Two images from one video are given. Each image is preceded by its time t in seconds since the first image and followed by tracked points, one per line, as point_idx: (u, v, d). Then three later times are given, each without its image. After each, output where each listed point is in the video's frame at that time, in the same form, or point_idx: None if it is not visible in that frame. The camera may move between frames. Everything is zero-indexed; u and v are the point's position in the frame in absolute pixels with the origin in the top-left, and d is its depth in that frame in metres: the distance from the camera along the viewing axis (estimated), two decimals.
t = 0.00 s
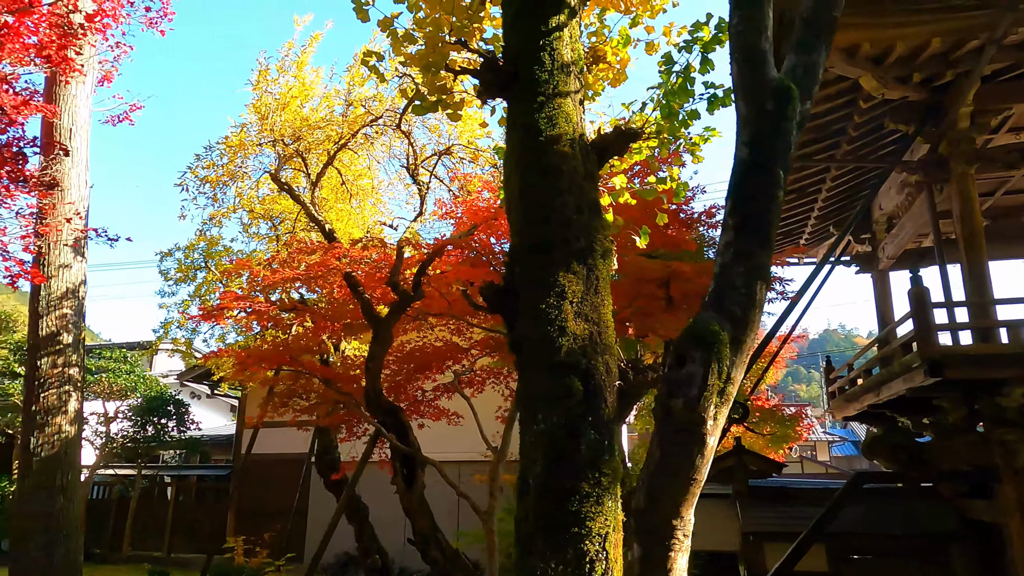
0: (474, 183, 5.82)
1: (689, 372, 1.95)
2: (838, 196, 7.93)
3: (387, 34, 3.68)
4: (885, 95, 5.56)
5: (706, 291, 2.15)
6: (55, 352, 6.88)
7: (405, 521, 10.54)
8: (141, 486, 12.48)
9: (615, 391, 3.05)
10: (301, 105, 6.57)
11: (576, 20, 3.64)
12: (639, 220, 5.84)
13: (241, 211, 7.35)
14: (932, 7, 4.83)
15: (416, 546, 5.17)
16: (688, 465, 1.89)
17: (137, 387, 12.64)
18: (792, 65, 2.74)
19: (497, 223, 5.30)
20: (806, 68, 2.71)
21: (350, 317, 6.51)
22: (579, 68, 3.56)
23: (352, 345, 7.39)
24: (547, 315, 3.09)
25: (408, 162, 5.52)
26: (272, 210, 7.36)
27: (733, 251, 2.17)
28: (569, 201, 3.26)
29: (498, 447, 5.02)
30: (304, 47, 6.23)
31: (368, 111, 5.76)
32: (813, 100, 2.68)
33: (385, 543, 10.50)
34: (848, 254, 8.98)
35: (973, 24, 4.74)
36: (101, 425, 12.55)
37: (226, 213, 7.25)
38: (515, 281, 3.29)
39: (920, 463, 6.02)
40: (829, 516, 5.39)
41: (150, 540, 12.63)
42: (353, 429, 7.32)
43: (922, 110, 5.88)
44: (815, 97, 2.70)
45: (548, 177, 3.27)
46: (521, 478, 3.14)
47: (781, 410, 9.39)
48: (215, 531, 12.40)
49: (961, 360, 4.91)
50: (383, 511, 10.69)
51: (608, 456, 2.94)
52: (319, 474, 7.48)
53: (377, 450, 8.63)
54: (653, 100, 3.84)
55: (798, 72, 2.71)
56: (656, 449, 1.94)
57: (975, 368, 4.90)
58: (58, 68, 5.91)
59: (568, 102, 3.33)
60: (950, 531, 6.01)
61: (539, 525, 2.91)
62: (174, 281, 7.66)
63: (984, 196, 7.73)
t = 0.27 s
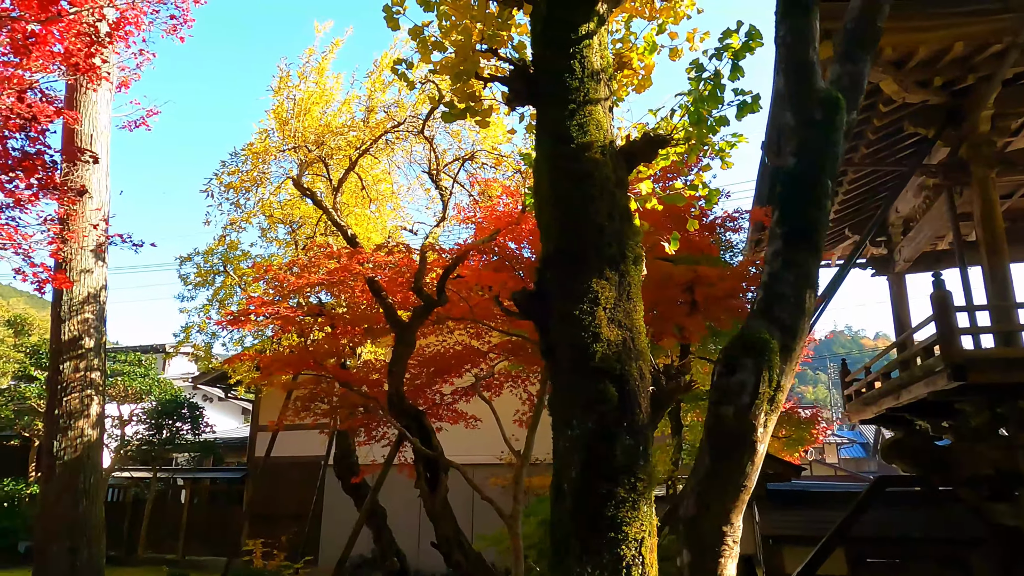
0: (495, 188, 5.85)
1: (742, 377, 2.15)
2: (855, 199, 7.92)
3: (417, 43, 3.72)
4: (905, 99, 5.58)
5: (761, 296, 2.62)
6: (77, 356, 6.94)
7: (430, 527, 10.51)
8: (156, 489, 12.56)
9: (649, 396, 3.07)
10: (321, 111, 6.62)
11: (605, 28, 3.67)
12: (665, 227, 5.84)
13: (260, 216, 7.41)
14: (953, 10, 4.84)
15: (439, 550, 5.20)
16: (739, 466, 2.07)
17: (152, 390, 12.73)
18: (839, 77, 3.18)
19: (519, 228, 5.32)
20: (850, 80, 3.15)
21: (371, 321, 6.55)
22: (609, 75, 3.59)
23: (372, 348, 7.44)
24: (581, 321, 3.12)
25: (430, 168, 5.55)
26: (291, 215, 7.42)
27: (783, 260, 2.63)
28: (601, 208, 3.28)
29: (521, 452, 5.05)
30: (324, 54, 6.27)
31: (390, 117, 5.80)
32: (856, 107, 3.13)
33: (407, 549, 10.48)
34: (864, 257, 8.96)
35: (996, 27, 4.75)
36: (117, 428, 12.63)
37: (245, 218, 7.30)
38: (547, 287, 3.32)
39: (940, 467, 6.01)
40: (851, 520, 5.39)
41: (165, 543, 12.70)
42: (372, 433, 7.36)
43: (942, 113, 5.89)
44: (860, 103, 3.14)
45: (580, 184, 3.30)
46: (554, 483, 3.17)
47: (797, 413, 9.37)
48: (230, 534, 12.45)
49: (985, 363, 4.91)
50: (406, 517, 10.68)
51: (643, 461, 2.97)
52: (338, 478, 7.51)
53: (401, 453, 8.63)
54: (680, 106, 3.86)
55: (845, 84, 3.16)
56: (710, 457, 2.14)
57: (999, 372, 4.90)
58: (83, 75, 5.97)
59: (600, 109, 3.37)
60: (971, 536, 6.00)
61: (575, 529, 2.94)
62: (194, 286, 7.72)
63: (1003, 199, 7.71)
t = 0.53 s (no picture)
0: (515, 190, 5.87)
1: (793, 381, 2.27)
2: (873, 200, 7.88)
3: (445, 46, 3.74)
4: (926, 99, 5.56)
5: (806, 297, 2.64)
6: (99, 359, 6.99)
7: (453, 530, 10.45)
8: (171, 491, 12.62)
9: (681, 397, 3.07)
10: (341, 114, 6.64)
11: (632, 29, 3.67)
12: (687, 229, 5.80)
13: (279, 218, 7.44)
14: (976, 10, 4.83)
15: (462, 551, 5.21)
16: (785, 467, 2.22)
17: (167, 393, 12.81)
18: (885, 77, 3.20)
19: (540, 230, 5.33)
20: (896, 80, 3.18)
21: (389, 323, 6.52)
22: (637, 77, 3.59)
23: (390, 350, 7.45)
24: (614, 323, 3.12)
25: (451, 170, 5.56)
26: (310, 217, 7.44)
27: (829, 261, 2.67)
28: (631, 210, 3.29)
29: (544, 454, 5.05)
30: (344, 57, 6.30)
31: (410, 119, 5.83)
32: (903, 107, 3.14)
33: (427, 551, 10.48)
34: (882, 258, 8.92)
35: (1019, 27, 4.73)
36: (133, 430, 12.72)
37: (264, 221, 7.34)
38: (577, 289, 3.33)
39: (962, 469, 5.98)
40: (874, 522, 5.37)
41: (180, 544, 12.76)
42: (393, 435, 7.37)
43: (964, 113, 5.86)
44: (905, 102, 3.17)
45: (609, 186, 3.31)
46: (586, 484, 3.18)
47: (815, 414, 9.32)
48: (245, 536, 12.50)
49: (1010, 365, 4.88)
50: (427, 520, 10.65)
51: (677, 463, 2.97)
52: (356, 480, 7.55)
53: (421, 456, 8.57)
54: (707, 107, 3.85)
55: (890, 84, 3.18)
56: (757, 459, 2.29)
57: None
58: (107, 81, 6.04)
59: (629, 112, 3.37)
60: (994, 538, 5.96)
61: (608, 530, 2.95)
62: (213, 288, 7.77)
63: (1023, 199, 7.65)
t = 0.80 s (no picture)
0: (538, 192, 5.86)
1: (850, 381, 2.49)
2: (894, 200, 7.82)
3: (476, 48, 3.75)
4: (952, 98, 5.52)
5: (863, 297, 2.83)
6: (123, 362, 7.04)
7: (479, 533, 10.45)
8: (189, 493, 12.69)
9: (719, 399, 3.05)
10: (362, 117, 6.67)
11: (663, 30, 3.66)
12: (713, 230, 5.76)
13: (300, 221, 7.47)
14: (1005, 8, 4.79)
15: (488, 553, 5.21)
16: (842, 467, 2.46)
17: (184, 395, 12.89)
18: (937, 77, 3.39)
19: (564, 232, 5.32)
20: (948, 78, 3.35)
21: (410, 325, 6.46)
22: (670, 77, 3.58)
23: (413, 353, 7.46)
24: (651, 324, 3.11)
25: (475, 172, 5.57)
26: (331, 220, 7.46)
27: (885, 261, 2.87)
28: (666, 210, 3.28)
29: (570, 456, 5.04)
30: (366, 60, 6.32)
31: (433, 122, 5.84)
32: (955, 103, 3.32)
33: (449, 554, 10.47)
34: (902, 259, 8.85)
35: None
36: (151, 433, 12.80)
37: (285, 224, 7.37)
38: (612, 291, 3.32)
39: (989, 471, 5.92)
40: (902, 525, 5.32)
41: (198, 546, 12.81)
42: (415, 437, 7.39)
43: (990, 111, 5.81)
44: (959, 100, 3.38)
45: (644, 187, 3.30)
46: (623, 486, 3.17)
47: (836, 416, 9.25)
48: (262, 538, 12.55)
49: None
50: (445, 522, 10.65)
51: (715, 464, 2.96)
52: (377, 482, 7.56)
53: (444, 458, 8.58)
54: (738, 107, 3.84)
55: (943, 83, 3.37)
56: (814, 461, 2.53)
57: None
58: (133, 85, 6.10)
59: (663, 112, 3.37)
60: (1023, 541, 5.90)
61: (647, 532, 2.93)
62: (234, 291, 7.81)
63: None
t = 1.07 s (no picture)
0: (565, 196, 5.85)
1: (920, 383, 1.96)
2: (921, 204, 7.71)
3: (511, 53, 3.74)
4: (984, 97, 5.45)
5: (925, 298, 2.27)
6: (149, 367, 7.09)
7: (507, 537, 10.46)
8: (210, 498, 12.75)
9: (765, 404, 3.02)
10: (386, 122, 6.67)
11: (700, 31, 3.64)
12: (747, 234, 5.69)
13: (323, 227, 7.49)
14: None
15: (518, 559, 5.19)
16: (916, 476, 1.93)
17: (205, 400, 12.97)
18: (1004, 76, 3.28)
19: (593, 236, 5.30)
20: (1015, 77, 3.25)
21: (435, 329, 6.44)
22: (708, 80, 3.56)
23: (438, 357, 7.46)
24: (694, 328, 3.08)
25: (502, 176, 5.55)
26: (354, 225, 7.47)
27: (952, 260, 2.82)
28: (707, 213, 3.25)
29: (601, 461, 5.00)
30: (390, 65, 6.32)
31: (460, 126, 5.83)
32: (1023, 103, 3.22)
33: (473, 558, 10.46)
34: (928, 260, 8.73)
35: None
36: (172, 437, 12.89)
37: (309, 229, 7.39)
38: (652, 295, 3.30)
39: None
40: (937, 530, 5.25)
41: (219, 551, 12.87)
42: (440, 443, 7.37)
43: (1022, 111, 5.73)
44: None
45: (684, 190, 3.28)
46: (666, 492, 3.14)
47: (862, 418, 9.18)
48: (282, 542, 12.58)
49: None
50: (468, 526, 10.64)
51: (762, 469, 2.92)
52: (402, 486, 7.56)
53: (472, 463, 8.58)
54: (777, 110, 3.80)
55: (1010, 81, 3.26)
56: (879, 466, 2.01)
57: None
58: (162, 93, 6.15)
59: (702, 115, 3.35)
60: None
61: (694, 539, 2.89)
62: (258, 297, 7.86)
63: None
